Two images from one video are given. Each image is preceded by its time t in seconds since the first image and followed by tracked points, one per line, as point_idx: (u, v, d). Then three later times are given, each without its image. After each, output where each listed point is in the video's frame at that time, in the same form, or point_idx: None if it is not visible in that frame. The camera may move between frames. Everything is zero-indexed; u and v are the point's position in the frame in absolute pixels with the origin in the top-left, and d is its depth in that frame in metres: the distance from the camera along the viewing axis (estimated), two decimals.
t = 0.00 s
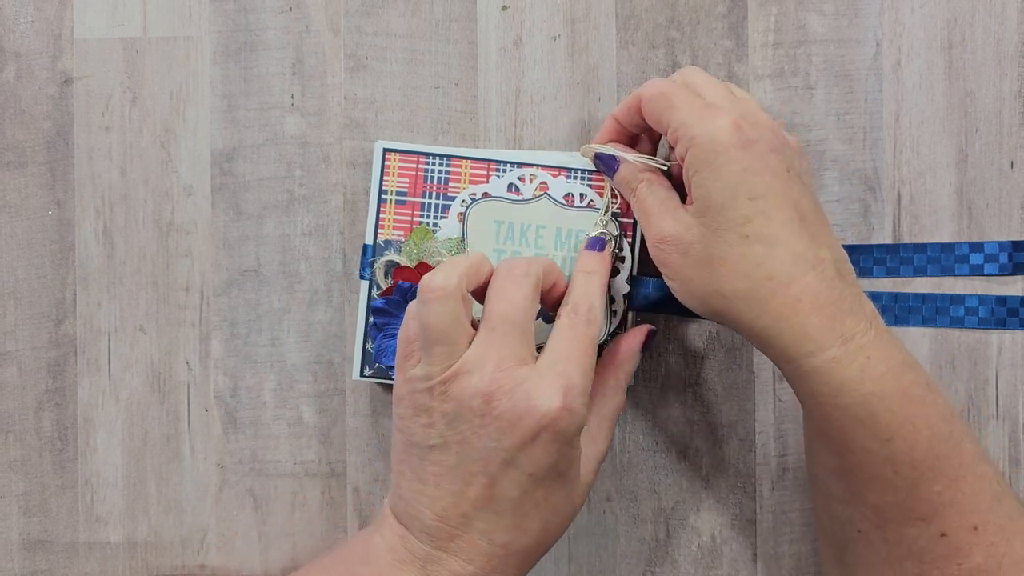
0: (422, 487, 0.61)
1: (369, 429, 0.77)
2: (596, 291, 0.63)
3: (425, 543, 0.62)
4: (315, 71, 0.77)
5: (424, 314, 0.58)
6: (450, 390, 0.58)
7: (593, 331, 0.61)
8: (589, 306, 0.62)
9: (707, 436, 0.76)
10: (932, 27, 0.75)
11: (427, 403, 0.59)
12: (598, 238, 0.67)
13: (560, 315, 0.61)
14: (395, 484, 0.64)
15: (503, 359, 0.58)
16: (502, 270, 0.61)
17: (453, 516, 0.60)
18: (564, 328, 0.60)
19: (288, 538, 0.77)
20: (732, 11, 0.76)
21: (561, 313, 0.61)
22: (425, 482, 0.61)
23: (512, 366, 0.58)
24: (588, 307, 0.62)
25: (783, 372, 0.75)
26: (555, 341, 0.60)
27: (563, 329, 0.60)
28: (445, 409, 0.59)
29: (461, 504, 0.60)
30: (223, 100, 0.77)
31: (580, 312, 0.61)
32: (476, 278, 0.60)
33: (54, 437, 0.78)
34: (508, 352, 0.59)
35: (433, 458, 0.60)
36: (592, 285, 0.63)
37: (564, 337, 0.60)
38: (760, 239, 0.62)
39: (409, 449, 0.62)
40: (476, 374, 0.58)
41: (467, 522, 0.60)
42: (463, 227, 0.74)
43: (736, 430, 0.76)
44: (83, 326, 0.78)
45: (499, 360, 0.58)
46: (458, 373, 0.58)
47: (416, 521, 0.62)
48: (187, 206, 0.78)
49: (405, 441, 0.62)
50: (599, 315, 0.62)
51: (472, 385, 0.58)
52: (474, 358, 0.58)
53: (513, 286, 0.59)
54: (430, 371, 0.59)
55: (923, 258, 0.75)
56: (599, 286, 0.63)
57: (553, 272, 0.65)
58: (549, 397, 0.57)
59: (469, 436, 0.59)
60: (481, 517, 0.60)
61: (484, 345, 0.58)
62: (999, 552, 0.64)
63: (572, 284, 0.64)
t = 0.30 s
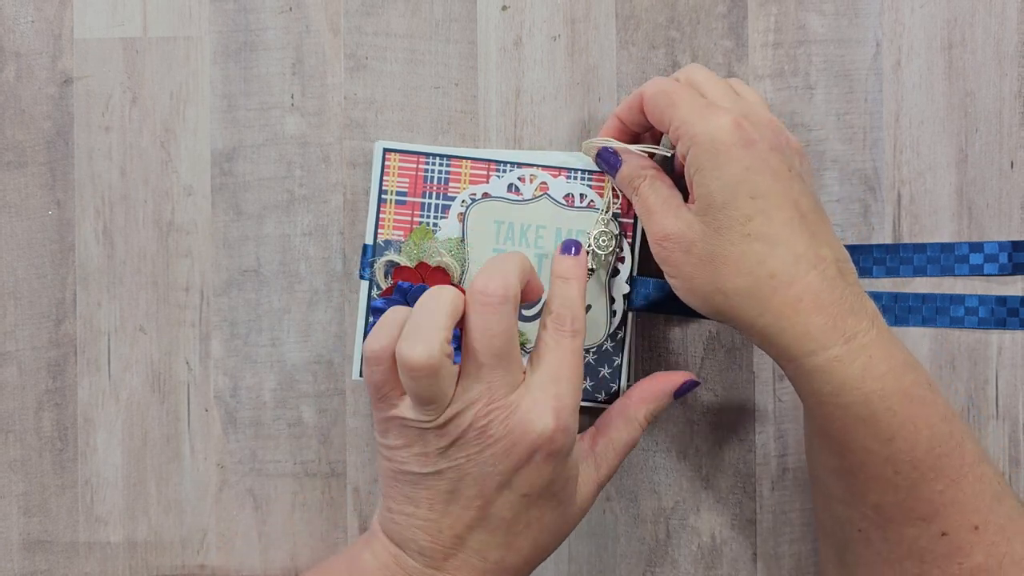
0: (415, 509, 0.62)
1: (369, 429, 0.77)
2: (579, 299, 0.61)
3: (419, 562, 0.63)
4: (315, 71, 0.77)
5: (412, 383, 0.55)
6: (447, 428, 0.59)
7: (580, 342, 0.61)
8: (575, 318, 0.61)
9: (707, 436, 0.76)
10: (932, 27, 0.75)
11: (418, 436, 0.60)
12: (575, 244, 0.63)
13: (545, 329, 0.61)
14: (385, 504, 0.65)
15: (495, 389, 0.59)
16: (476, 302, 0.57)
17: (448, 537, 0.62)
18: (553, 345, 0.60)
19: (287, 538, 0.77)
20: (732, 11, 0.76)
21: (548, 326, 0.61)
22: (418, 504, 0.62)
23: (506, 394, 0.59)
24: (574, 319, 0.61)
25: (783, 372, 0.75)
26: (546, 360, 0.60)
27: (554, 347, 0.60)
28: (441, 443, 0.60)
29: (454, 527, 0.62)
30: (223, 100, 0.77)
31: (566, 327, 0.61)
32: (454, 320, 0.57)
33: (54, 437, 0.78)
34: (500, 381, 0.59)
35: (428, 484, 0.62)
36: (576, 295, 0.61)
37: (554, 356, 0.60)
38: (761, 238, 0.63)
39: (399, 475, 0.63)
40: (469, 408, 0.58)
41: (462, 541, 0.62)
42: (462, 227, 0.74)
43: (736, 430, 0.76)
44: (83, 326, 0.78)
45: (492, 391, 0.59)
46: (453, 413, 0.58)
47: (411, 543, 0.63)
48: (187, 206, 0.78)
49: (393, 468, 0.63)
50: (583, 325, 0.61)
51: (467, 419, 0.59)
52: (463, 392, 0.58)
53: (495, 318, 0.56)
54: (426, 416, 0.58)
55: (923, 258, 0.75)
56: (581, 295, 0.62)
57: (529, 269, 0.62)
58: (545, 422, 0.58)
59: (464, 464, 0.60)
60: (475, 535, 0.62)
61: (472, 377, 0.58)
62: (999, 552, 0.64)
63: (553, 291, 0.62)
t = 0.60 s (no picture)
0: (423, 510, 0.63)
1: (369, 429, 0.77)
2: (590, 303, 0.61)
3: (427, 564, 0.64)
4: (315, 71, 0.77)
5: (426, 388, 0.55)
6: (459, 432, 0.59)
7: (592, 347, 0.60)
8: (586, 323, 0.60)
9: (707, 436, 0.76)
10: (932, 27, 0.75)
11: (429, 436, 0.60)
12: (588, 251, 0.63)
13: (556, 333, 0.61)
14: (396, 507, 0.65)
15: (507, 395, 0.59)
16: (489, 307, 0.57)
17: (456, 539, 0.62)
18: (564, 349, 0.60)
19: (288, 538, 0.77)
20: (732, 11, 0.76)
21: (559, 331, 0.61)
22: (427, 506, 0.62)
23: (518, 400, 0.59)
24: (585, 324, 0.60)
25: (783, 372, 0.75)
26: (557, 365, 0.60)
27: (566, 352, 0.60)
28: (452, 448, 0.60)
29: (464, 529, 0.62)
30: (223, 100, 0.77)
31: (578, 331, 0.60)
32: (467, 326, 0.57)
33: (54, 437, 0.78)
34: (510, 387, 0.59)
35: (437, 487, 0.62)
36: (587, 299, 0.61)
37: (565, 360, 0.60)
38: (760, 241, 0.63)
39: (409, 477, 0.63)
40: (481, 414, 0.59)
41: (471, 544, 0.62)
42: (462, 227, 0.74)
43: (736, 430, 0.76)
44: (83, 326, 0.78)
45: (503, 396, 0.59)
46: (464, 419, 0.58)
47: (418, 544, 0.63)
48: (187, 206, 0.78)
49: (403, 470, 0.63)
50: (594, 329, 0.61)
51: (479, 424, 0.59)
52: (476, 397, 0.58)
53: (506, 323, 0.57)
54: (438, 419, 0.59)
55: (923, 258, 0.75)
56: (592, 298, 0.61)
57: (539, 274, 0.62)
58: (556, 428, 0.58)
59: (475, 468, 0.60)
60: (483, 538, 0.62)
61: (484, 382, 0.58)
62: (1000, 553, 0.64)
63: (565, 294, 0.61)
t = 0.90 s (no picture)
0: (427, 516, 0.63)
1: (369, 429, 0.77)
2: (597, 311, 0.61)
3: (431, 567, 0.64)
4: (315, 71, 0.77)
5: (433, 397, 0.55)
6: (465, 439, 0.59)
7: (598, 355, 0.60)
8: (593, 331, 0.60)
9: (707, 436, 0.76)
10: (932, 27, 0.75)
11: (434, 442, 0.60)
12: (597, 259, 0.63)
13: (563, 340, 0.61)
14: (400, 511, 0.65)
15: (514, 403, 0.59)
16: (498, 316, 0.56)
17: (461, 545, 0.63)
18: (572, 357, 0.60)
19: (288, 538, 0.77)
20: (732, 11, 0.76)
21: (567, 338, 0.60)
22: (431, 511, 0.63)
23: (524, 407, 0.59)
24: (593, 332, 0.60)
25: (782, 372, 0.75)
26: (564, 373, 0.60)
27: (573, 361, 0.60)
28: (458, 454, 0.60)
29: (468, 534, 0.62)
30: (223, 100, 0.77)
31: (585, 339, 0.60)
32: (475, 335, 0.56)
33: (54, 437, 0.78)
34: (517, 395, 0.58)
35: (442, 493, 0.62)
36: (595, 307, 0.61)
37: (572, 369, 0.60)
38: (757, 242, 0.63)
39: (414, 482, 0.63)
40: (487, 421, 0.58)
41: (474, 549, 0.63)
42: (462, 227, 0.74)
43: (736, 430, 0.76)
44: (83, 326, 0.78)
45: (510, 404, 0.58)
46: (471, 426, 0.58)
47: (422, 548, 0.64)
48: (187, 206, 0.78)
49: (408, 474, 0.63)
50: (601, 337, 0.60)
51: (485, 431, 0.59)
52: (482, 406, 0.58)
53: (514, 332, 0.56)
54: (444, 426, 0.58)
55: (923, 258, 0.75)
56: (598, 307, 0.61)
57: (548, 280, 0.61)
58: (562, 437, 0.58)
59: (480, 475, 0.60)
60: (487, 544, 0.62)
61: (490, 391, 0.58)
62: (999, 553, 0.64)
63: (574, 302, 0.62)
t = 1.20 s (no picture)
0: (421, 524, 0.63)
1: (369, 429, 0.77)
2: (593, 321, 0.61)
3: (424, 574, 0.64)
4: (315, 71, 0.77)
5: (426, 406, 0.55)
6: (458, 449, 0.59)
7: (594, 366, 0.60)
8: (588, 341, 0.60)
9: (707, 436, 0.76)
10: (932, 26, 0.75)
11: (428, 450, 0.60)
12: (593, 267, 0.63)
13: (558, 350, 0.61)
14: (393, 519, 0.65)
15: (508, 414, 0.59)
16: (493, 326, 0.56)
17: (453, 554, 0.63)
18: (567, 368, 0.60)
19: (288, 538, 0.77)
20: (732, 11, 0.76)
21: (562, 348, 0.61)
22: (425, 520, 0.63)
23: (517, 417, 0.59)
24: (588, 343, 0.60)
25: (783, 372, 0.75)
26: (558, 383, 0.60)
27: (567, 371, 0.60)
28: (452, 464, 0.60)
29: (461, 543, 0.62)
30: (223, 100, 0.77)
31: (580, 350, 0.60)
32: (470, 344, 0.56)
33: (54, 437, 0.78)
34: (511, 404, 0.58)
35: (435, 501, 0.62)
36: (591, 317, 0.61)
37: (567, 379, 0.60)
38: (755, 244, 0.63)
39: (408, 490, 0.63)
40: (481, 431, 0.58)
41: (466, 558, 0.63)
42: (463, 227, 0.74)
43: (736, 430, 0.76)
44: (83, 326, 0.78)
45: (504, 414, 0.58)
46: (464, 435, 0.58)
47: (415, 556, 0.64)
48: (187, 206, 0.78)
49: (402, 482, 0.63)
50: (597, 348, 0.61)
51: (478, 440, 0.59)
52: (476, 416, 0.58)
53: (508, 342, 0.56)
54: (438, 435, 0.58)
55: (923, 258, 0.75)
56: (594, 315, 0.61)
57: (544, 290, 0.61)
58: (555, 447, 0.59)
59: (473, 485, 0.60)
60: (480, 553, 0.63)
61: (484, 400, 0.58)
62: (999, 554, 0.64)
63: (569, 312, 0.62)
